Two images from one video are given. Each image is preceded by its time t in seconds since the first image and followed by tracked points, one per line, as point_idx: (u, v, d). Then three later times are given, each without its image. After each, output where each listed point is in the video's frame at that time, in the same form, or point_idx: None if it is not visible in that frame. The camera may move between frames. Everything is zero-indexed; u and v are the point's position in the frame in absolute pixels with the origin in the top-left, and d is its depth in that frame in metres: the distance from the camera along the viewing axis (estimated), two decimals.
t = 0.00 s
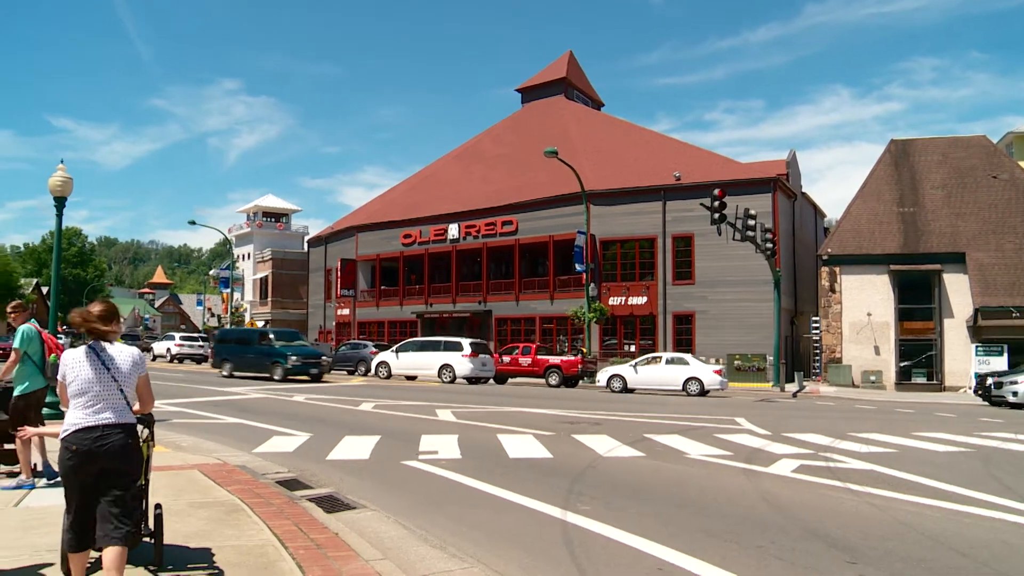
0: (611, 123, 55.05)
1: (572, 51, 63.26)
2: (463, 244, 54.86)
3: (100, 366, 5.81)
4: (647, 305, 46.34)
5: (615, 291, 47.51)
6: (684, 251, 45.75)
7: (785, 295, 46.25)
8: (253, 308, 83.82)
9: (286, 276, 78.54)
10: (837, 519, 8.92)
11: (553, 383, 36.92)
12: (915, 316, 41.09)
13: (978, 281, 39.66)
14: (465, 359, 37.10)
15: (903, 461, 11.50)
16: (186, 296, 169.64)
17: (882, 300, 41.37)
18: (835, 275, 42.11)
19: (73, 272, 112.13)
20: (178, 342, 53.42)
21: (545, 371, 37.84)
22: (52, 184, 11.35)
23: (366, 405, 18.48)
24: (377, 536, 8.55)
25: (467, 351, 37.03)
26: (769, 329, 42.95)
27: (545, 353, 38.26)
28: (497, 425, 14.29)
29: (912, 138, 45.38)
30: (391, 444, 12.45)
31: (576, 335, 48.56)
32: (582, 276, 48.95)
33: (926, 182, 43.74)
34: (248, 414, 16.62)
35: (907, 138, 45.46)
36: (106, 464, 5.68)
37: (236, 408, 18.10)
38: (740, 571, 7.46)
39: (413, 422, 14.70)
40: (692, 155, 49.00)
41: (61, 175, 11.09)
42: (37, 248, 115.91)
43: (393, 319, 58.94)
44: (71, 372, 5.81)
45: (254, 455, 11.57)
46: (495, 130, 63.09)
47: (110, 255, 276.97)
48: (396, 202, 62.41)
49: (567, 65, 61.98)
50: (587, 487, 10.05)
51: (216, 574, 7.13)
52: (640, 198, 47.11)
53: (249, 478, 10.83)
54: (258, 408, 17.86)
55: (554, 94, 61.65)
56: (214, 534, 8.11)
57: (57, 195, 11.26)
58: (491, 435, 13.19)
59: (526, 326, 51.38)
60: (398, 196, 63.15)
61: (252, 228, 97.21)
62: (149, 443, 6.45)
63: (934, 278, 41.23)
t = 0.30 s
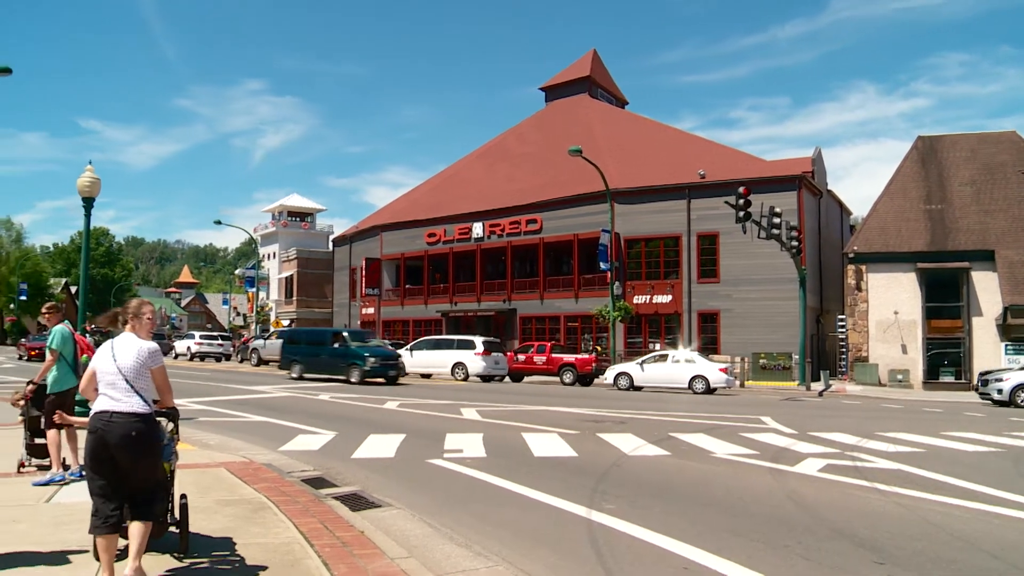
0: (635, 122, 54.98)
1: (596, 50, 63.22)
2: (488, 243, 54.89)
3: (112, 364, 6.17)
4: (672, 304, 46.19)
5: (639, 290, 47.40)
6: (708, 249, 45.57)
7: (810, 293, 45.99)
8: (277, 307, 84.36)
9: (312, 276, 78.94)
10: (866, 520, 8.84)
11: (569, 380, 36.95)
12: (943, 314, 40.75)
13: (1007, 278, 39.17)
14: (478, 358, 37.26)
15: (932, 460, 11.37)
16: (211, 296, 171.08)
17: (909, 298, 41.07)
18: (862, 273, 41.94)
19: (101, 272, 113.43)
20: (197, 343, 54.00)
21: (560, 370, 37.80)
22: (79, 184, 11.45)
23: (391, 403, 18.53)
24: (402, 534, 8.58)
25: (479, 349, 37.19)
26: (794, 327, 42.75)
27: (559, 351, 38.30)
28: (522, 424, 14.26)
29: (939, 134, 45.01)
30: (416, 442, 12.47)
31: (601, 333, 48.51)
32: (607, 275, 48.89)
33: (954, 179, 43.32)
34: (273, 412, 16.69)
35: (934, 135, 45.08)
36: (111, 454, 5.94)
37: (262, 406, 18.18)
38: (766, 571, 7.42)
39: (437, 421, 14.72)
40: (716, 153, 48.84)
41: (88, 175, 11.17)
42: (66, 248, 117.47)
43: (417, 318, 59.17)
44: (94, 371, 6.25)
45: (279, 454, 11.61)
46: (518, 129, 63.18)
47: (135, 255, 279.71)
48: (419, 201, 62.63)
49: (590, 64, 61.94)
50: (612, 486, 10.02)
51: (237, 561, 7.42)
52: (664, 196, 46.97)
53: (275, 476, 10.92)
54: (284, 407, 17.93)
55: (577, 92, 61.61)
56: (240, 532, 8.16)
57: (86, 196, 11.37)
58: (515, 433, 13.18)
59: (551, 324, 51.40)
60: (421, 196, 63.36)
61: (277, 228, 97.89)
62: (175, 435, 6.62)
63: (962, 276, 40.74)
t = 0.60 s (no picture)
0: (662, 119, 54.84)
1: (622, 48, 63.12)
2: (515, 242, 54.94)
3: (156, 364, 6.49)
4: (699, 302, 46.07)
5: (667, 288, 47.27)
6: (736, 247, 45.38)
7: (840, 290, 45.74)
8: (305, 306, 84.88)
9: (339, 274, 79.32)
10: (896, 520, 8.75)
11: (585, 378, 36.80)
12: (974, 312, 40.42)
13: None
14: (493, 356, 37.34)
15: (964, 460, 11.24)
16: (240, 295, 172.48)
17: (939, 296, 40.66)
18: (891, 271, 41.64)
19: (131, 271, 114.60)
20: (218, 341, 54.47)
21: (578, 368, 37.86)
22: (108, 185, 11.56)
23: (417, 402, 18.59)
24: (430, 532, 8.62)
25: (494, 346, 36.89)
26: (822, 325, 42.49)
27: (576, 350, 38.36)
28: (547, 422, 14.25)
29: (971, 130, 44.69)
30: (442, 441, 12.48)
31: (628, 332, 48.44)
32: (634, 273, 48.86)
33: (986, 175, 42.85)
34: (299, 411, 16.80)
35: (966, 131, 44.77)
36: (157, 449, 6.30)
37: (289, 405, 18.30)
38: (795, 571, 7.37)
39: (462, 419, 14.76)
40: (743, 150, 48.63)
41: (118, 176, 11.28)
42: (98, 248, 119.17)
43: (445, 317, 59.42)
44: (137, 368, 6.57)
45: (307, 451, 11.69)
46: (545, 127, 63.22)
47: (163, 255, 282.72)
48: (446, 200, 62.80)
49: (617, 61, 61.84)
50: (640, 485, 9.99)
51: (265, 549, 7.73)
52: (692, 194, 46.79)
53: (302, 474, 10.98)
54: (312, 405, 18.06)
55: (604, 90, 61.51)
56: (270, 529, 8.25)
57: (115, 196, 11.50)
58: (542, 432, 13.16)
59: (578, 323, 51.40)
60: (447, 195, 63.52)
61: (305, 228, 98.56)
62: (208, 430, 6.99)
63: (995, 273, 40.17)
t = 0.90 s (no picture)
0: (693, 117, 54.60)
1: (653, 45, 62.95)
2: (546, 241, 55.00)
3: (203, 362, 7.17)
4: (731, 300, 45.78)
5: (699, 286, 46.93)
6: (769, 246, 45.12)
7: (874, 288, 45.41)
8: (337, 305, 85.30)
9: (371, 273, 79.59)
10: (931, 520, 8.67)
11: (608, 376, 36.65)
12: (1011, 311, 39.99)
13: None
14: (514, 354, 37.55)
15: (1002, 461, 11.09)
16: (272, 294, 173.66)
17: (975, 295, 40.16)
18: (925, 269, 41.19)
19: (165, 270, 115.97)
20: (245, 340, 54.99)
21: (599, 367, 37.80)
22: (143, 186, 11.59)
23: (451, 400, 18.64)
24: (462, 531, 8.64)
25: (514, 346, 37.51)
26: (856, 324, 42.14)
27: (599, 348, 38.28)
28: (581, 421, 14.23)
29: (1008, 125, 44.22)
30: (474, 439, 12.48)
31: (659, 331, 48.28)
32: (666, 271, 48.66)
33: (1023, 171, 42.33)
34: (333, 409, 16.90)
35: (1002, 126, 44.31)
36: (202, 438, 6.96)
37: (323, 404, 18.38)
38: (828, 571, 7.32)
39: (495, 418, 14.77)
40: (775, 148, 48.39)
41: (152, 178, 11.31)
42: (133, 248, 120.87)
43: (477, 315, 59.41)
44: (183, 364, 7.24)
45: (339, 450, 11.74)
46: (576, 126, 63.19)
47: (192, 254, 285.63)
48: (477, 199, 62.95)
49: (648, 59, 61.64)
50: (671, 484, 9.94)
51: (294, 537, 8.11)
52: (724, 192, 46.50)
53: (335, 472, 11.03)
54: (345, 404, 18.13)
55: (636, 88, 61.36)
56: (303, 527, 8.33)
57: (150, 197, 11.61)
58: (575, 431, 13.15)
59: (609, 321, 51.26)
60: (479, 194, 63.64)
61: (336, 227, 99.03)
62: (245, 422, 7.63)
63: None
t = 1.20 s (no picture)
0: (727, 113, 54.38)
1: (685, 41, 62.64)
2: (579, 239, 55.07)
3: (244, 361, 7.71)
4: (765, 298, 45.59)
5: (733, 284, 46.89)
6: (803, 243, 44.79)
7: (910, 286, 44.99)
8: (371, 303, 85.74)
9: (404, 272, 79.92)
10: (970, 521, 8.56)
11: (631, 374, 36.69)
12: None
13: None
14: (535, 352, 38.07)
15: None
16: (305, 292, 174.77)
17: (1015, 292, 39.63)
18: (964, 265, 40.69)
19: (201, 269, 117.27)
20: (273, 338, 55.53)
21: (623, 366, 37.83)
22: (179, 187, 11.63)
23: (484, 398, 18.64)
24: (495, 528, 8.68)
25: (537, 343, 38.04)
26: (892, 322, 41.71)
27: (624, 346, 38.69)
28: (616, 419, 14.18)
29: None
30: (507, 437, 12.52)
31: (693, 329, 48.21)
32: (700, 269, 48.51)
33: None
34: (366, 407, 16.96)
35: None
36: (245, 432, 7.54)
37: (355, 401, 18.43)
38: (865, 571, 7.25)
39: (529, 416, 14.75)
40: (809, 144, 48.08)
41: (188, 177, 11.31)
42: (170, 247, 122.55)
43: (510, 313, 59.57)
44: (221, 363, 7.76)
45: (374, 448, 11.80)
46: (609, 123, 63.04)
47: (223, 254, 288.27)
48: (509, 197, 63.03)
49: (681, 55, 61.24)
50: (707, 483, 9.90)
51: (319, 527, 8.35)
52: (759, 189, 46.32)
53: (369, 470, 11.12)
54: (377, 402, 18.17)
55: (669, 85, 61.10)
56: (338, 524, 8.42)
57: (185, 197, 11.64)
58: (609, 429, 13.11)
59: (643, 319, 51.27)
60: (511, 192, 63.64)
61: (370, 225, 99.40)
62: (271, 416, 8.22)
63: None
